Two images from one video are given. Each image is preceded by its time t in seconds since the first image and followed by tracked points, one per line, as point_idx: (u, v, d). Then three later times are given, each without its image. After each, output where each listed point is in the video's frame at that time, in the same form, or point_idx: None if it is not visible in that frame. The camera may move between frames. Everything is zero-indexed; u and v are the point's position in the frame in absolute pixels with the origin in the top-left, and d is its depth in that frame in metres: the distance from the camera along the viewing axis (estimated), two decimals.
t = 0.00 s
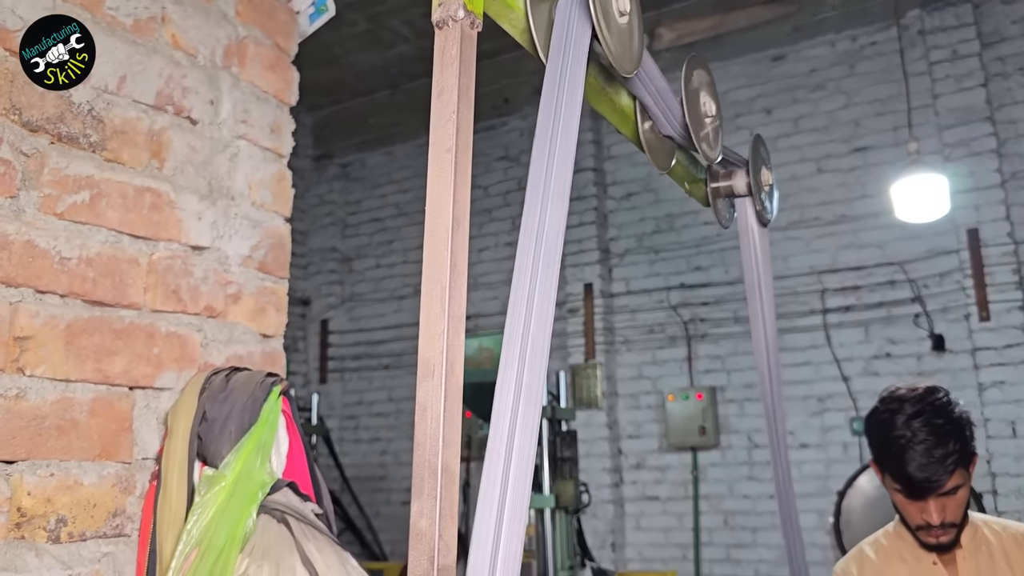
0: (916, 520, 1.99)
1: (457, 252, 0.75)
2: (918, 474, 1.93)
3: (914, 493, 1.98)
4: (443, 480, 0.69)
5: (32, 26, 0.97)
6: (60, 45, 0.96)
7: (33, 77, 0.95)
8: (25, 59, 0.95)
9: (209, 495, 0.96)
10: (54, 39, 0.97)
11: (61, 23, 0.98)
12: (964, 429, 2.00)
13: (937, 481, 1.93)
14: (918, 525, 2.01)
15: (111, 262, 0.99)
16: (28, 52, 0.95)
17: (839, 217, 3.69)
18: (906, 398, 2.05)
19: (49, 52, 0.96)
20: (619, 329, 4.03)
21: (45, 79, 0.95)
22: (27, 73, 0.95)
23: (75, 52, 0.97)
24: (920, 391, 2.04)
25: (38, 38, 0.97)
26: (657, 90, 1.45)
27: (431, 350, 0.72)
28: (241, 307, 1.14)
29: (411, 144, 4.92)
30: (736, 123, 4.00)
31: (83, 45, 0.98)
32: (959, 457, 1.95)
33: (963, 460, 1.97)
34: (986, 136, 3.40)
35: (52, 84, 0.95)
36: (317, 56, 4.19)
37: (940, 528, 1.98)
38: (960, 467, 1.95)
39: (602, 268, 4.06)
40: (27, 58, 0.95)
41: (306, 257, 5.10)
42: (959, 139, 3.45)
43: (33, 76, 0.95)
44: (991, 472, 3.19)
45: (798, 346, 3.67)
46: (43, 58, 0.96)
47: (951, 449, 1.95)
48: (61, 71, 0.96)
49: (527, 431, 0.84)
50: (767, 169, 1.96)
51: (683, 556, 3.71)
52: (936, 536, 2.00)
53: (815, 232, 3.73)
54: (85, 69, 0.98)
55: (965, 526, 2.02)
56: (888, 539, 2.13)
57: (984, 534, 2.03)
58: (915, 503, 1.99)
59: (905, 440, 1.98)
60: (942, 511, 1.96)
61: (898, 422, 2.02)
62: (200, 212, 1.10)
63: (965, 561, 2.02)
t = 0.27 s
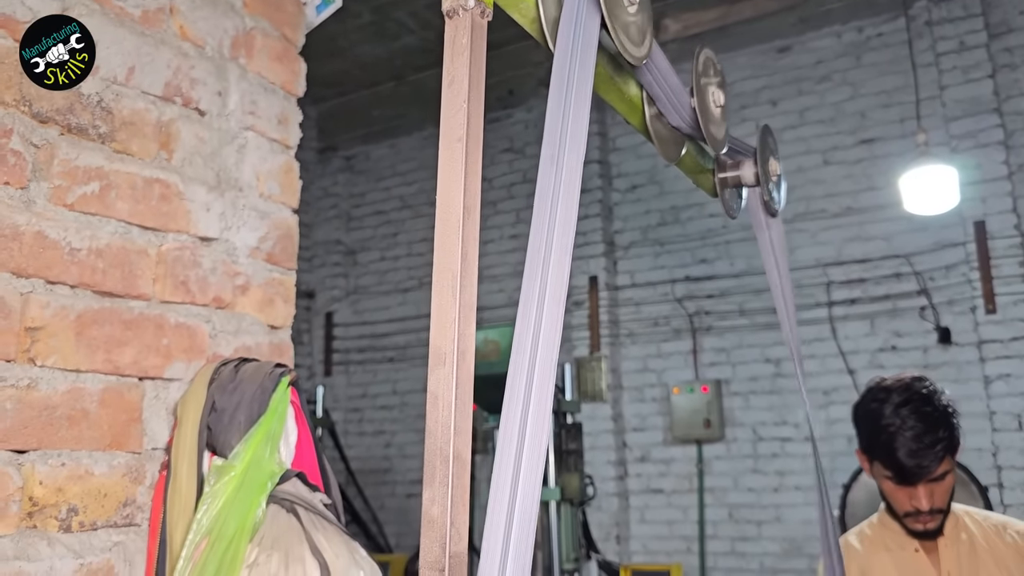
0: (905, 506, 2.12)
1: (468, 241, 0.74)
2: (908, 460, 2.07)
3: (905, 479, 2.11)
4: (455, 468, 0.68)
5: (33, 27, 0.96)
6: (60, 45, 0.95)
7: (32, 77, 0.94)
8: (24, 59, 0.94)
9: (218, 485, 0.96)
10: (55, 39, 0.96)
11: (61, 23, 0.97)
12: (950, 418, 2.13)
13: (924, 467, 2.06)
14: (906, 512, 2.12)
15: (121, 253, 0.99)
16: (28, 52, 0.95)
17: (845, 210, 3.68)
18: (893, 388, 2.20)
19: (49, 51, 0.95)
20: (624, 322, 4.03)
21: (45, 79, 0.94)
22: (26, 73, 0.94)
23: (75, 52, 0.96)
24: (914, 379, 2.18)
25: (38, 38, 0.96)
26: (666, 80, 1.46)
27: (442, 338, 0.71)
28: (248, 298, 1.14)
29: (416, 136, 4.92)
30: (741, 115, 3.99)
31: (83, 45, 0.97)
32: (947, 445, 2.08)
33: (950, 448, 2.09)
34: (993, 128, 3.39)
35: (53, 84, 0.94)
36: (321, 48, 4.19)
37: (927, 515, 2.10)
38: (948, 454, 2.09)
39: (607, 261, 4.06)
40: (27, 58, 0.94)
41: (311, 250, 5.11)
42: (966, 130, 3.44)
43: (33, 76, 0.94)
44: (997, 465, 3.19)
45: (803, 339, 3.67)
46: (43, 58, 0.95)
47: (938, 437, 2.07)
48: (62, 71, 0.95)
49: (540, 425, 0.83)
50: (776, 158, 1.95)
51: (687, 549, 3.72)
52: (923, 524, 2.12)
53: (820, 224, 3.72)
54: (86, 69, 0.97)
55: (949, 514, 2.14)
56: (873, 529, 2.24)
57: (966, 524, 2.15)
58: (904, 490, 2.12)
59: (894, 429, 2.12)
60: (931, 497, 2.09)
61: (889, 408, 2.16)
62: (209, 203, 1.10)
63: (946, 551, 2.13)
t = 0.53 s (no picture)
0: (892, 489, 2.06)
1: (472, 228, 0.73)
2: (895, 441, 2.03)
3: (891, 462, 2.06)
4: (460, 453, 0.68)
5: (35, 24, 0.96)
6: (60, 45, 0.95)
7: (33, 77, 0.93)
8: (24, 59, 0.94)
9: (223, 475, 0.97)
10: (55, 38, 0.96)
11: (61, 23, 0.97)
12: (936, 404, 2.09)
13: (904, 449, 2.02)
14: (893, 496, 2.07)
15: (126, 244, 0.99)
16: (28, 52, 0.94)
17: (848, 202, 3.68)
18: (881, 372, 2.17)
19: (49, 52, 0.94)
20: (626, 314, 4.03)
21: (45, 79, 0.94)
22: (27, 73, 0.93)
23: (75, 52, 0.96)
24: (908, 372, 2.14)
25: (38, 38, 0.96)
26: (669, 72, 1.47)
27: (447, 326, 0.71)
28: (252, 289, 1.14)
29: (418, 129, 4.92)
30: (744, 108, 3.99)
31: (84, 45, 0.97)
32: (932, 428, 2.04)
33: (936, 433, 2.06)
34: (996, 120, 3.38)
35: (53, 84, 0.94)
36: (323, 41, 4.19)
37: (915, 500, 2.04)
38: (936, 437, 2.05)
39: (609, 253, 4.06)
40: (28, 58, 0.94)
41: (313, 242, 5.12)
42: (969, 123, 3.43)
43: (33, 76, 0.94)
44: (998, 457, 3.20)
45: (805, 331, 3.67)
46: (43, 58, 0.94)
47: (923, 419, 2.04)
48: (61, 71, 0.95)
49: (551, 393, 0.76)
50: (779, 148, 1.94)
51: (689, 541, 3.73)
52: (912, 509, 2.05)
53: (823, 217, 3.72)
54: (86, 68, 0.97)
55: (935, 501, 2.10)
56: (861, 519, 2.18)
57: (952, 514, 2.11)
58: (892, 473, 2.06)
59: (880, 410, 2.08)
60: (917, 481, 2.03)
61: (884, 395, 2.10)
62: (213, 194, 1.10)
63: (935, 542, 2.09)
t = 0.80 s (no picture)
0: (899, 463, 2.07)
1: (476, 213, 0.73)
2: (900, 411, 2.09)
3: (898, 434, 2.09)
4: (465, 438, 0.68)
5: (35, 25, 0.96)
6: (60, 45, 0.94)
7: (33, 78, 0.93)
8: (24, 59, 0.93)
9: (228, 462, 0.97)
10: (55, 39, 0.95)
11: (61, 23, 0.96)
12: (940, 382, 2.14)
13: (909, 418, 2.08)
14: (901, 472, 2.06)
15: (130, 233, 1.00)
16: (28, 52, 0.93)
17: (849, 193, 3.68)
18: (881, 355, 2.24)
19: (49, 51, 0.94)
20: (627, 305, 4.04)
21: (45, 79, 0.94)
22: (26, 74, 0.93)
23: (75, 52, 0.96)
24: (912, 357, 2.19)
25: (38, 38, 0.95)
26: (673, 61, 1.47)
27: (452, 311, 0.70)
28: (255, 277, 1.15)
29: (418, 120, 4.91)
30: (745, 99, 3.98)
31: (84, 44, 0.96)
32: (937, 400, 2.10)
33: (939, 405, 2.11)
34: (998, 112, 3.38)
35: (53, 84, 0.94)
36: (324, 31, 4.18)
37: (922, 475, 2.05)
38: (939, 410, 2.10)
39: (610, 245, 4.07)
40: (28, 58, 0.93)
41: (314, 234, 5.12)
42: (971, 114, 3.43)
43: (32, 76, 0.93)
44: (998, 448, 3.21)
45: (806, 322, 3.68)
46: (43, 59, 0.94)
47: (928, 388, 2.10)
48: (62, 71, 0.94)
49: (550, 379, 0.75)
50: (781, 139, 1.96)
51: (689, 531, 3.74)
52: (918, 486, 2.04)
53: (824, 208, 3.72)
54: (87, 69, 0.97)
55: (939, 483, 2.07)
56: (863, 508, 2.16)
57: (955, 503, 2.07)
58: (898, 446, 2.08)
59: (885, 386, 2.13)
60: (924, 454, 2.06)
61: (889, 370, 2.15)
62: (216, 182, 1.10)
63: (937, 531, 2.04)
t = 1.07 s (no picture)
0: (910, 436, 2.06)
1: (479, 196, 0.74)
2: (915, 384, 2.09)
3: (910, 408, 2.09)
4: (468, 418, 0.69)
5: (34, 24, 0.95)
6: (60, 45, 0.94)
7: (33, 78, 0.93)
8: (24, 59, 0.93)
9: (230, 446, 0.97)
10: (54, 39, 0.95)
11: (61, 23, 0.96)
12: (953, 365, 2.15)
13: (924, 391, 2.08)
14: (911, 446, 2.05)
15: (132, 219, 1.00)
16: (28, 52, 0.93)
17: (848, 183, 3.68)
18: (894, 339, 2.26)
19: (49, 51, 0.94)
20: (626, 295, 4.04)
21: (45, 79, 0.94)
22: (26, 73, 0.93)
23: (75, 53, 0.96)
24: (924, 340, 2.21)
25: (38, 38, 0.95)
26: (675, 46, 1.47)
27: (456, 293, 0.71)
28: (257, 263, 1.15)
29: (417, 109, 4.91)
30: (745, 88, 3.98)
31: (83, 45, 0.96)
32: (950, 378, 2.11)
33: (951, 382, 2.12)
34: (998, 101, 3.38)
35: (52, 84, 0.94)
36: (323, 20, 4.16)
37: (932, 450, 2.04)
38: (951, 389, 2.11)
39: (609, 234, 4.07)
40: (27, 59, 0.93)
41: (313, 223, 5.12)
42: (971, 104, 3.43)
43: (33, 76, 0.93)
44: (996, 437, 3.22)
45: (805, 312, 3.68)
46: (43, 59, 0.94)
47: (941, 362, 2.12)
48: (61, 71, 0.94)
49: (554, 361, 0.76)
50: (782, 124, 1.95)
51: (688, 520, 3.76)
52: (927, 462, 2.03)
53: (823, 198, 3.72)
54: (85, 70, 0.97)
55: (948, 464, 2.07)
56: (870, 494, 2.15)
57: (961, 490, 2.08)
58: (910, 419, 2.08)
59: (899, 361, 2.14)
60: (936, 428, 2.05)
61: (902, 348, 2.17)
62: (218, 168, 1.11)
63: (943, 517, 2.04)
